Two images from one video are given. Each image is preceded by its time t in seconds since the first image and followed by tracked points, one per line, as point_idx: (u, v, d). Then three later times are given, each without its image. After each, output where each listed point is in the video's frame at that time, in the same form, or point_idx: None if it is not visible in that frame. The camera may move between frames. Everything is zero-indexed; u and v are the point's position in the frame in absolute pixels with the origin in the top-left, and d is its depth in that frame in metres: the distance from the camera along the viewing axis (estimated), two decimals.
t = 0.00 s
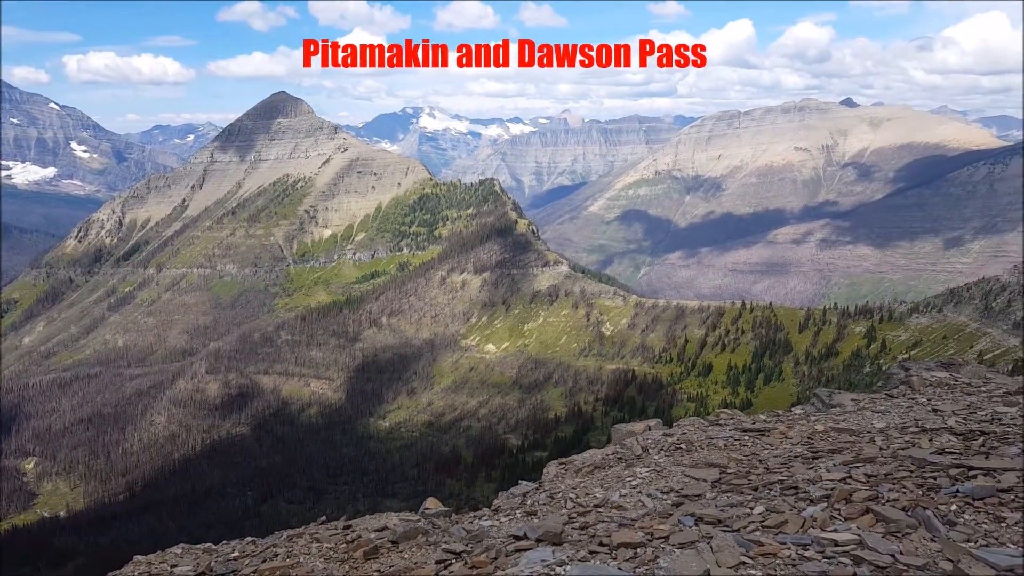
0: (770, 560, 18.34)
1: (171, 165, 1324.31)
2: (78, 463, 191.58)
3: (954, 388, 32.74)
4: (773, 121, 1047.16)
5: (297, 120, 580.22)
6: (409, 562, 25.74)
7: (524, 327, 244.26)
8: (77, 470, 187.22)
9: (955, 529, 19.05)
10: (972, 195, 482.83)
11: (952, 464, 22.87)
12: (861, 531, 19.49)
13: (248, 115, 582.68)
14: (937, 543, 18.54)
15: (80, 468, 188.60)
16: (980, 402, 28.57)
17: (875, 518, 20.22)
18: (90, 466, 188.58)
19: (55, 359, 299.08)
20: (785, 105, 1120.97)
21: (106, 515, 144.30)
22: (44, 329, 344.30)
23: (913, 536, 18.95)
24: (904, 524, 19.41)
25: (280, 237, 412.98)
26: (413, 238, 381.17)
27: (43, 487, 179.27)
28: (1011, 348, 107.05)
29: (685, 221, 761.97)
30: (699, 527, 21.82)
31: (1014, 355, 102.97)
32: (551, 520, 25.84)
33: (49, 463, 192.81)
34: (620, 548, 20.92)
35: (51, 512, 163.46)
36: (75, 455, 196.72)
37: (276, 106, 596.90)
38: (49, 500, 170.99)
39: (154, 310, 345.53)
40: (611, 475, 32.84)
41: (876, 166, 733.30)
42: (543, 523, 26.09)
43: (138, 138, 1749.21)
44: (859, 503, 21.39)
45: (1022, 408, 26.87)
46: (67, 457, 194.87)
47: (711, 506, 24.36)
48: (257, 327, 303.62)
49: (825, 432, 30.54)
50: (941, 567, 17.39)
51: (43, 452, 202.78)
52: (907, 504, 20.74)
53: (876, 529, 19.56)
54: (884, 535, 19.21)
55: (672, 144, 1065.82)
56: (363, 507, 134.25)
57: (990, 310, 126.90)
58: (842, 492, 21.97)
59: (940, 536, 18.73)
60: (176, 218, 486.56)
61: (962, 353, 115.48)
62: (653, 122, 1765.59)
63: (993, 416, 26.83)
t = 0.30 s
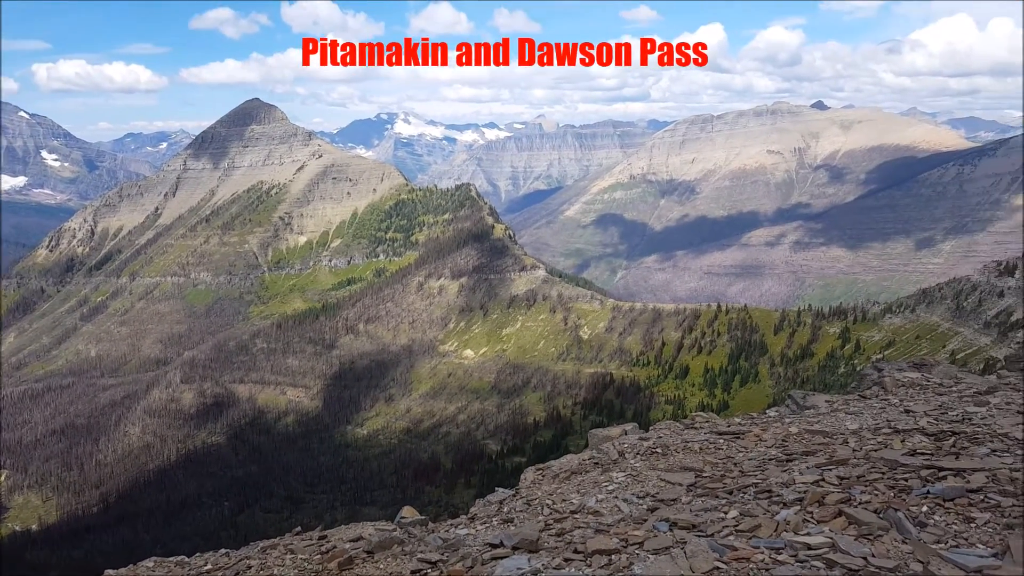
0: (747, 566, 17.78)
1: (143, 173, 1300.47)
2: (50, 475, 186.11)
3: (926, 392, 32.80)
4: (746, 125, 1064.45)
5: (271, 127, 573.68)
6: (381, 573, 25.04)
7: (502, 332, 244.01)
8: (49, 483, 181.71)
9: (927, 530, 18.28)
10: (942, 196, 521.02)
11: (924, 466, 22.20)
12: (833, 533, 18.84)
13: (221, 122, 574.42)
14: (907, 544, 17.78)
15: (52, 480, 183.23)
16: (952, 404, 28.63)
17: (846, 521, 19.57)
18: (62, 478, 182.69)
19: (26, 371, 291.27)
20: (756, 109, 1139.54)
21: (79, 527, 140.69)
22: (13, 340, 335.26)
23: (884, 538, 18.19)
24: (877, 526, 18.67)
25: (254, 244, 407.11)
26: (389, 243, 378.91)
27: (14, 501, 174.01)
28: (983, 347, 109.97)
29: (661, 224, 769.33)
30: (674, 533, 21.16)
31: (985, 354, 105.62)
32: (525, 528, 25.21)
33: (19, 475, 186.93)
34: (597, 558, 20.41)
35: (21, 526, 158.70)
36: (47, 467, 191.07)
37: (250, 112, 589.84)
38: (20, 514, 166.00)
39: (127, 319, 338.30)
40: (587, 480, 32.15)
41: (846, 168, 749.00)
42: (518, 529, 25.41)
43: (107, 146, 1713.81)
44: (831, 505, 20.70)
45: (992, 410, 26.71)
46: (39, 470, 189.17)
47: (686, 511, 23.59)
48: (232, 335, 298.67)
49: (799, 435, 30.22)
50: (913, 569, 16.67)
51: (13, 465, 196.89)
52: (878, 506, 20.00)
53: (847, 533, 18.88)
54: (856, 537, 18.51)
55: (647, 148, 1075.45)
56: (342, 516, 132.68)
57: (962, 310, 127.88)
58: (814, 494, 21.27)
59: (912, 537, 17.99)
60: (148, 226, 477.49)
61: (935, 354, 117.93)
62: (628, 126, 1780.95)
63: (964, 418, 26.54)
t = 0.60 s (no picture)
0: (714, 569, 16.90)
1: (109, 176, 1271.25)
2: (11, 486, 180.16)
3: (889, 394, 33.21)
4: (717, 132, 1081.41)
5: (242, 130, 565.24)
6: None
7: (477, 337, 243.51)
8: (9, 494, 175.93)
9: (889, 531, 17.69)
10: (906, 202, 539.59)
11: (886, 466, 21.75)
12: (798, 535, 18.00)
13: (190, 124, 564.20)
14: (869, 545, 17.10)
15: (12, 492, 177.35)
16: (915, 405, 29.13)
17: (812, 523, 18.79)
18: (25, 489, 177.04)
19: None
20: (726, 115, 1158.41)
21: (41, 540, 136.43)
22: None
23: (848, 539, 17.48)
24: (840, 527, 17.97)
25: (223, 249, 400.24)
26: (362, 248, 375.83)
27: None
28: (946, 349, 113.72)
29: (634, 229, 776.16)
30: (642, 537, 20.33)
31: (949, 356, 109.11)
32: (492, 534, 24.33)
33: None
34: (565, 565, 19.38)
35: None
36: (6, 479, 184.85)
37: (220, 115, 580.31)
38: None
39: (93, 326, 329.56)
40: (559, 484, 31.00)
41: (815, 175, 765.33)
42: (484, 536, 24.57)
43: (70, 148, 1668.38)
44: (796, 507, 19.85)
45: (951, 410, 27.15)
46: None
47: (654, 513, 22.67)
48: (201, 341, 292.90)
49: (767, 436, 29.81)
50: (874, 569, 16.04)
51: None
52: (841, 507, 19.31)
53: (811, 534, 18.09)
54: (819, 539, 17.74)
55: (620, 153, 1084.52)
56: (314, 524, 130.86)
57: (926, 313, 131.76)
58: (779, 496, 20.35)
59: (874, 538, 17.29)
60: (114, 230, 466.41)
61: (900, 355, 121.29)
62: (601, 132, 1794.45)
63: (924, 420, 26.69)
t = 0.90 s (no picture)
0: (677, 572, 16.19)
1: (72, 180, 1238.28)
2: None
3: (853, 396, 33.62)
4: (686, 137, 1097.66)
5: (209, 133, 554.80)
6: None
7: (449, 341, 242.62)
8: None
9: (850, 530, 17.03)
10: (870, 206, 555.00)
11: (850, 467, 21.35)
12: (761, 536, 17.35)
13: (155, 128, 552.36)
14: (832, 545, 16.48)
15: None
16: (878, 407, 29.64)
17: (776, 523, 18.14)
18: None
19: None
20: (694, 120, 1176.84)
21: None
22: None
23: (812, 540, 16.81)
24: (804, 526, 17.30)
25: (189, 253, 392.18)
26: (332, 252, 371.90)
27: None
28: (910, 349, 116.95)
29: (604, 233, 782.82)
30: (607, 540, 19.50)
31: (912, 357, 112.38)
32: (456, 541, 23.74)
33: None
34: (528, 569, 18.57)
35: None
36: None
37: (186, 118, 568.99)
38: None
39: (54, 333, 319.98)
40: (528, 489, 30.42)
41: (780, 179, 781.76)
42: (450, 543, 23.90)
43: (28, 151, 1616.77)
44: (760, 508, 19.28)
45: (914, 411, 27.45)
46: None
47: (619, 516, 21.91)
48: (167, 348, 286.34)
49: (733, 439, 29.70)
50: (838, 570, 15.39)
51: None
52: (805, 507, 18.71)
53: (774, 535, 17.41)
54: (783, 539, 17.08)
55: (590, 158, 1092.60)
56: (284, 533, 128.78)
57: (890, 314, 135.12)
58: (744, 497, 19.80)
59: (837, 538, 16.66)
60: (76, 235, 453.83)
61: (866, 356, 124.30)
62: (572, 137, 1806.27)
63: (886, 420, 26.89)
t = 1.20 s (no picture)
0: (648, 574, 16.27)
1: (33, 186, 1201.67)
2: None
3: (821, 398, 34.24)
4: (655, 144, 1111.98)
5: (176, 139, 543.81)
6: None
7: (421, 348, 241.12)
8: None
9: (816, 532, 17.28)
10: (837, 211, 569.04)
11: (816, 469, 21.70)
12: (728, 540, 17.48)
13: (121, 134, 539.74)
14: (798, 547, 16.73)
15: None
16: (845, 408, 30.27)
17: (743, 527, 18.27)
18: None
19: None
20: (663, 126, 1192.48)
21: None
22: None
23: (778, 541, 17.06)
24: (771, 529, 17.47)
25: (157, 261, 383.50)
26: (302, 259, 367.21)
27: None
28: (877, 352, 119.98)
29: (576, 239, 787.48)
30: (577, 545, 19.43)
31: (880, 359, 115.31)
32: (428, 549, 23.44)
33: None
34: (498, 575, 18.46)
35: None
36: None
37: (152, 124, 557.23)
38: None
39: (16, 343, 310.09)
40: (499, 495, 30.23)
41: (748, 185, 795.84)
42: (420, 552, 23.56)
43: None
44: (728, 511, 19.52)
45: (878, 413, 28.13)
46: None
47: (589, 521, 21.89)
48: (134, 357, 279.21)
49: (703, 441, 30.03)
50: (804, 571, 15.60)
51: None
52: (772, 510, 18.96)
53: (743, 538, 17.57)
54: (750, 542, 17.24)
55: (562, 164, 1098.78)
56: (255, 543, 126.26)
57: (858, 317, 138.06)
58: (713, 500, 20.01)
59: (803, 540, 16.92)
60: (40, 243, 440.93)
61: (834, 359, 127.32)
62: (544, 143, 1813.71)
63: (852, 422, 27.52)
